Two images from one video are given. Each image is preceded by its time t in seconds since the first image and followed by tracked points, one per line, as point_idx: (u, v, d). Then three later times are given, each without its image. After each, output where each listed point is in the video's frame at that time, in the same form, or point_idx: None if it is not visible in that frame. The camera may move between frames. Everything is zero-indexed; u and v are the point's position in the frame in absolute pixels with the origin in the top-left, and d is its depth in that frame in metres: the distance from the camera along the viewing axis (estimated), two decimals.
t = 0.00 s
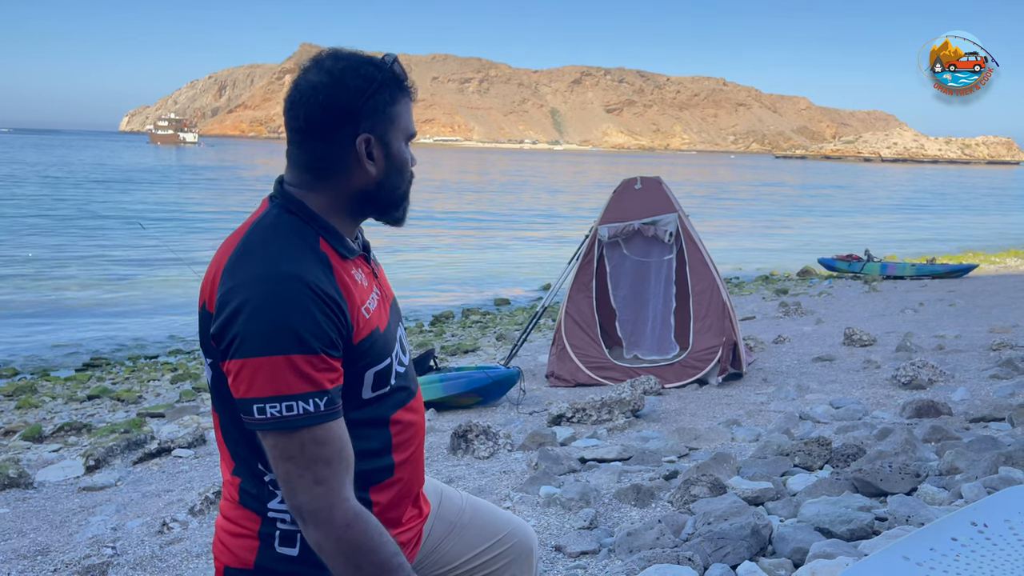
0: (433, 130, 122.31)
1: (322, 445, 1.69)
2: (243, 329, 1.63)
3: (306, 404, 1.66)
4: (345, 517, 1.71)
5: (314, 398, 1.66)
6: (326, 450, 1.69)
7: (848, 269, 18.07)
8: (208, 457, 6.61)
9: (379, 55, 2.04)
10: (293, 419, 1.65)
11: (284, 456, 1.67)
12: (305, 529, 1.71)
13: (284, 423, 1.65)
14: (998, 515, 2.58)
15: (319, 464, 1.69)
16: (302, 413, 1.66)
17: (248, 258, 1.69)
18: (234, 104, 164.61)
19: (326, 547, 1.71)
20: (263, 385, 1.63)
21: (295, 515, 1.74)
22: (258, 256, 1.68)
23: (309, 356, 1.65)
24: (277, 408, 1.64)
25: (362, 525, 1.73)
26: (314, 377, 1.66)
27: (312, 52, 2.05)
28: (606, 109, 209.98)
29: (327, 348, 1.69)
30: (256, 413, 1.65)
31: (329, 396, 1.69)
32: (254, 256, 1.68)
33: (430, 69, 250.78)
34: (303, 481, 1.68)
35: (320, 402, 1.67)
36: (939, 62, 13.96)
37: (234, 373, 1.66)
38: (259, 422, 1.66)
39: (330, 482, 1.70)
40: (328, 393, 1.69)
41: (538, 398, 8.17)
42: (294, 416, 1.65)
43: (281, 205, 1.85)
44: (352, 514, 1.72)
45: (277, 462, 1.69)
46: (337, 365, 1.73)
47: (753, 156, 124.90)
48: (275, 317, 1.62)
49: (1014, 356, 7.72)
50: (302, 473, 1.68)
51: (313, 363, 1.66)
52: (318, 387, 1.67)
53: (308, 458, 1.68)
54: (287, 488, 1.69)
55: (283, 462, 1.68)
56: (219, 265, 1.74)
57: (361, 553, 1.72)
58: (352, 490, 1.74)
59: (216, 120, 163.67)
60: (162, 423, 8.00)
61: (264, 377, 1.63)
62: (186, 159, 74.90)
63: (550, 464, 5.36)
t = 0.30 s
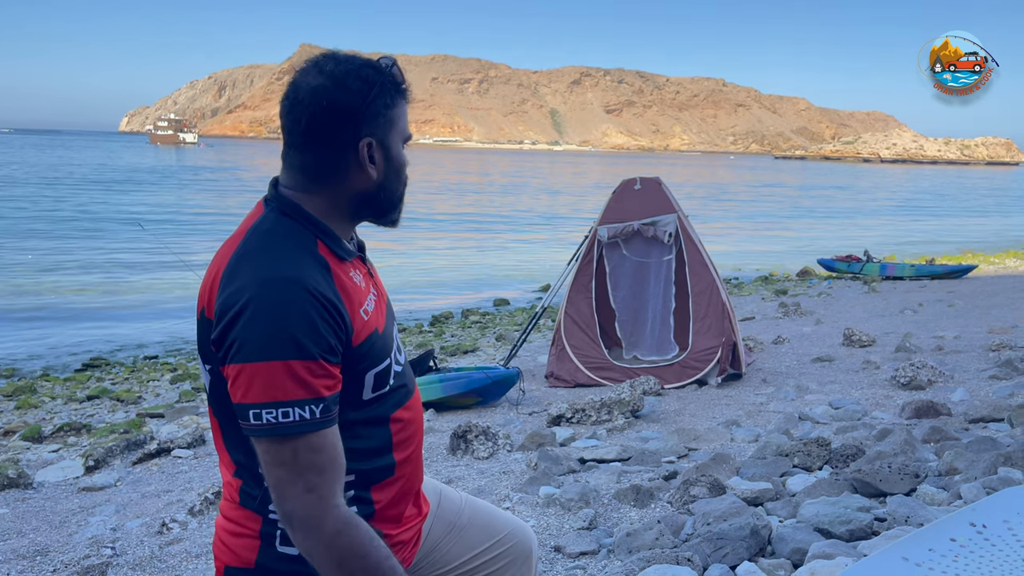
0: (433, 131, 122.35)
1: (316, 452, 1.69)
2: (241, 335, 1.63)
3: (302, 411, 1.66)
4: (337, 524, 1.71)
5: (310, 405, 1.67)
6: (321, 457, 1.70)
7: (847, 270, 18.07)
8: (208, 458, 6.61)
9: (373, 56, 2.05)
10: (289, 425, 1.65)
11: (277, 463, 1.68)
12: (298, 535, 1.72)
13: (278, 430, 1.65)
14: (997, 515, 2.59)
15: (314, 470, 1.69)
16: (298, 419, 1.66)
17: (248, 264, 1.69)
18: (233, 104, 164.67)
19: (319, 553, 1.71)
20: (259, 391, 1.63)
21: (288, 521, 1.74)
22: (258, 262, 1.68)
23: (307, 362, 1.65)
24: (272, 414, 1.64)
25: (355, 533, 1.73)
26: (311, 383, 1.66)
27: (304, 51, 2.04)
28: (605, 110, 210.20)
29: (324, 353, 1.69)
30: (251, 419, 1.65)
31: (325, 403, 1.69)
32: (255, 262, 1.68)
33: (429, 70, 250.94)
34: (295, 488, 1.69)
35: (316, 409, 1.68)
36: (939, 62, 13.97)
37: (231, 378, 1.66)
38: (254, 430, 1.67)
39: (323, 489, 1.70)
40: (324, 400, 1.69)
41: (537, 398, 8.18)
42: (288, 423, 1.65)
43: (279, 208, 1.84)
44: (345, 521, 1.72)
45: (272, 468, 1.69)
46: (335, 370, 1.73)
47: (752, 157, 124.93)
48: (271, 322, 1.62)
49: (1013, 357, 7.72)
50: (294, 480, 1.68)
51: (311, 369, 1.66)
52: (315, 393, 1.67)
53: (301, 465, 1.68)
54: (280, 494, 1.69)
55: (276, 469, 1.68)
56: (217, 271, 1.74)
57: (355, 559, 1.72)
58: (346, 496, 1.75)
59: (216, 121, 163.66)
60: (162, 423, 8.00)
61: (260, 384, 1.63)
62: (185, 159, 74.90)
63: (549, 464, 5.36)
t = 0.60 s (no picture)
0: (433, 132, 122.41)
1: (316, 448, 1.69)
2: (233, 330, 1.63)
3: (300, 406, 1.65)
4: (339, 521, 1.71)
5: (309, 400, 1.66)
6: (320, 452, 1.69)
7: (847, 271, 18.07)
8: (207, 458, 6.61)
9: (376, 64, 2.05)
10: (287, 421, 1.65)
11: (278, 459, 1.67)
12: (301, 532, 1.71)
13: (277, 426, 1.65)
14: (996, 517, 2.58)
15: (314, 467, 1.69)
16: (295, 415, 1.65)
17: (233, 258, 1.69)
18: (233, 104, 164.76)
19: (321, 550, 1.70)
20: (257, 387, 1.63)
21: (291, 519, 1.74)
22: (243, 257, 1.69)
23: (303, 356, 1.65)
24: (270, 410, 1.64)
25: (356, 531, 1.72)
26: (308, 377, 1.66)
27: (307, 54, 2.07)
28: (605, 110, 210.29)
29: (318, 347, 1.68)
30: (250, 416, 1.65)
31: (323, 398, 1.69)
32: (238, 257, 1.69)
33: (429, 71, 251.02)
34: (296, 484, 1.68)
35: (314, 404, 1.67)
36: (939, 62, 13.97)
37: (229, 376, 1.66)
38: (253, 427, 1.66)
39: (325, 484, 1.70)
40: (322, 394, 1.68)
41: (537, 398, 8.17)
42: (287, 419, 1.65)
43: (264, 204, 1.85)
44: (347, 517, 1.72)
45: (271, 465, 1.68)
46: (331, 365, 1.72)
47: (752, 158, 124.97)
48: (266, 316, 1.62)
49: (1013, 358, 7.72)
50: (296, 476, 1.68)
51: (307, 364, 1.66)
52: (312, 388, 1.67)
53: (302, 461, 1.68)
54: (281, 491, 1.69)
55: (277, 466, 1.68)
56: (207, 271, 1.75)
57: (356, 557, 1.71)
58: (347, 494, 1.74)
59: (216, 121, 163.69)
60: (161, 424, 7.99)
61: (257, 379, 1.63)
62: (186, 160, 74.97)
63: (549, 465, 5.35)
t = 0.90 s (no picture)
0: (432, 133, 122.45)
1: (312, 449, 1.69)
2: (229, 333, 1.63)
3: (294, 410, 1.65)
4: (337, 523, 1.71)
5: (302, 403, 1.66)
6: (317, 454, 1.69)
7: (847, 272, 18.06)
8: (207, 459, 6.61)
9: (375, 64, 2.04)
10: (282, 425, 1.65)
11: (275, 462, 1.67)
12: (298, 533, 1.71)
13: (273, 429, 1.65)
14: (995, 517, 2.58)
15: (309, 469, 1.69)
16: (289, 419, 1.65)
17: (231, 263, 1.68)
18: (233, 105, 164.93)
19: (317, 551, 1.71)
20: (252, 391, 1.63)
21: (287, 520, 1.74)
22: (240, 262, 1.68)
23: (296, 360, 1.65)
24: (265, 414, 1.64)
25: (355, 532, 1.72)
26: (301, 381, 1.66)
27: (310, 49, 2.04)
28: (605, 111, 210.29)
29: (312, 351, 1.68)
30: (244, 420, 1.65)
31: (317, 401, 1.69)
32: (236, 262, 1.68)
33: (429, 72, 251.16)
34: (293, 486, 1.68)
35: (309, 408, 1.67)
36: (939, 62, 13.97)
37: (221, 380, 1.66)
38: (248, 430, 1.66)
39: (321, 486, 1.70)
40: (316, 398, 1.69)
41: (537, 399, 8.17)
42: (280, 423, 1.64)
43: (261, 207, 1.83)
44: (345, 518, 1.71)
45: (268, 467, 1.68)
46: (324, 367, 1.72)
47: (752, 159, 124.96)
48: (261, 321, 1.62)
49: (1013, 359, 7.72)
50: (294, 477, 1.68)
51: (300, 368, 1.65)
52: (306, 391, 1.66)
53: (298, 464, 1.68)
54: (278, 493, 1.69)
55: (273, 468, 1.68)
56: (201, 270, 1.75)
57: (355, 559, 1.72)
58: (346, 496, 1.74)
59: (215, 122, 163.82)
60: (160, 425, 7.99)
61: (252, 383, 1.63)
62: (186, 161, 74.99)
63: (548, 465, 5.35)
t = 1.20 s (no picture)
0: (432, 134, 122.38)
1: (311, 453, 1.69)
2: (231, 336, 1.63)
3: (295, 413, 1.65)
4: (336, 525, 1.70)
5: (303, 406, 1.66)
6: (316, 458, 1.69)
7: (847, 273, 18.06)
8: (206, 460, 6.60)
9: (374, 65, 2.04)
10: (281, 428, 1.65)
11: (273, 465, 1.67)
12: (297, 536, 1.71)
13: (273, 432, 1.65)
14: (993, 519, 2.58)
15: (309, 472, 1.68)
16: (289, 421, 1.65)
17: (234, 265, 1.68)
18: (233, 105, 164.87)
19: (317, 556, 1.71)
20: (253, 394, 1.63)
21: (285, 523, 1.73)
22: (243, 263, 1.68)
23: (297, 363, 1.65)
24: (265, 417, 1.64)
25: (353, 535, 1.72)
26: (301, 384, 1.66)
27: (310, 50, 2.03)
28: (605, 112, 210.40)
29: (313, 355, 1.68)
30: (243, 423, 1.65)
31: (317, 404, 1.68)
32: (239, 265, 1.68)
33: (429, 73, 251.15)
34: (291, 490, 1.68)
35: (310, 410, 1.67)
36: (939, 62, 13.97)
37: (222, 382, 1.65)
38: (246, 433, 1.66)
39: (321, 490, 1.70)
40: (316, 401, 1.68)
41: (537, 400, 8.17)
42: (279, 426, 1.64)
43: (261, 208, 1.83)
44: (343, 522, 1.71)
45: (266, 470, 1.68)
46: (325, 371, 1.72)
47: (752, 160, 124.91)
48: (264, 325, 1.62)
49: (1012, 359, 7.72)
50: (292, 481, 1.68)
51: (301, 371, 1.65)
52: (307, 394, 1.66)
53: (297, 467, 1.68)
54: (277, 496, 1.69)
55: (272, 471, 1.68)
56: (201, 272, 1.74)
57: (353, 562, 1.72)
58: (344, 499, 1.74)
59: (215, 123, 163.77)
60: (160, 426, 7.97)
61: (254, 385, 1.63)
62: (186, 162, 74.94)
63: (548, 466, 5.34)
